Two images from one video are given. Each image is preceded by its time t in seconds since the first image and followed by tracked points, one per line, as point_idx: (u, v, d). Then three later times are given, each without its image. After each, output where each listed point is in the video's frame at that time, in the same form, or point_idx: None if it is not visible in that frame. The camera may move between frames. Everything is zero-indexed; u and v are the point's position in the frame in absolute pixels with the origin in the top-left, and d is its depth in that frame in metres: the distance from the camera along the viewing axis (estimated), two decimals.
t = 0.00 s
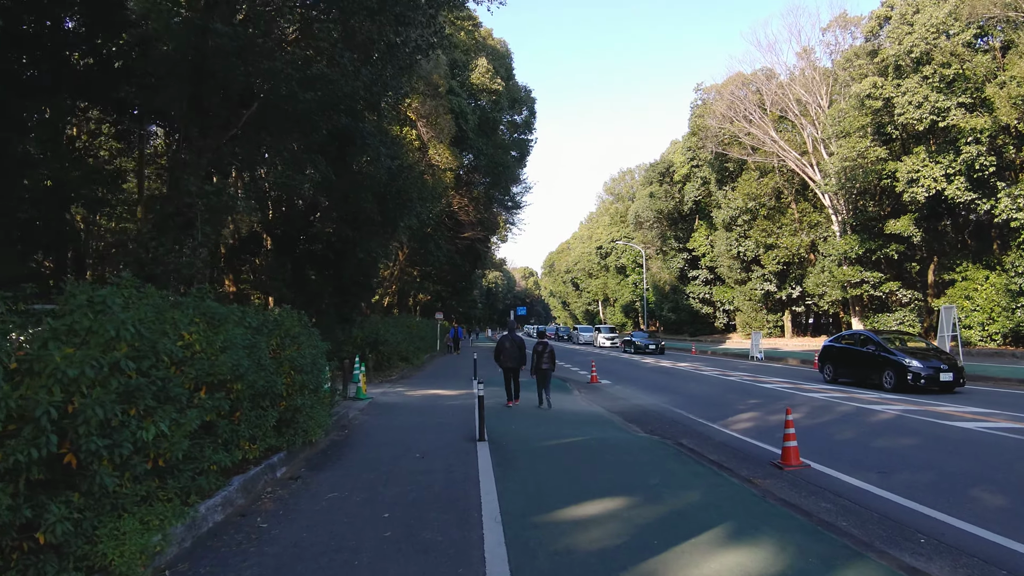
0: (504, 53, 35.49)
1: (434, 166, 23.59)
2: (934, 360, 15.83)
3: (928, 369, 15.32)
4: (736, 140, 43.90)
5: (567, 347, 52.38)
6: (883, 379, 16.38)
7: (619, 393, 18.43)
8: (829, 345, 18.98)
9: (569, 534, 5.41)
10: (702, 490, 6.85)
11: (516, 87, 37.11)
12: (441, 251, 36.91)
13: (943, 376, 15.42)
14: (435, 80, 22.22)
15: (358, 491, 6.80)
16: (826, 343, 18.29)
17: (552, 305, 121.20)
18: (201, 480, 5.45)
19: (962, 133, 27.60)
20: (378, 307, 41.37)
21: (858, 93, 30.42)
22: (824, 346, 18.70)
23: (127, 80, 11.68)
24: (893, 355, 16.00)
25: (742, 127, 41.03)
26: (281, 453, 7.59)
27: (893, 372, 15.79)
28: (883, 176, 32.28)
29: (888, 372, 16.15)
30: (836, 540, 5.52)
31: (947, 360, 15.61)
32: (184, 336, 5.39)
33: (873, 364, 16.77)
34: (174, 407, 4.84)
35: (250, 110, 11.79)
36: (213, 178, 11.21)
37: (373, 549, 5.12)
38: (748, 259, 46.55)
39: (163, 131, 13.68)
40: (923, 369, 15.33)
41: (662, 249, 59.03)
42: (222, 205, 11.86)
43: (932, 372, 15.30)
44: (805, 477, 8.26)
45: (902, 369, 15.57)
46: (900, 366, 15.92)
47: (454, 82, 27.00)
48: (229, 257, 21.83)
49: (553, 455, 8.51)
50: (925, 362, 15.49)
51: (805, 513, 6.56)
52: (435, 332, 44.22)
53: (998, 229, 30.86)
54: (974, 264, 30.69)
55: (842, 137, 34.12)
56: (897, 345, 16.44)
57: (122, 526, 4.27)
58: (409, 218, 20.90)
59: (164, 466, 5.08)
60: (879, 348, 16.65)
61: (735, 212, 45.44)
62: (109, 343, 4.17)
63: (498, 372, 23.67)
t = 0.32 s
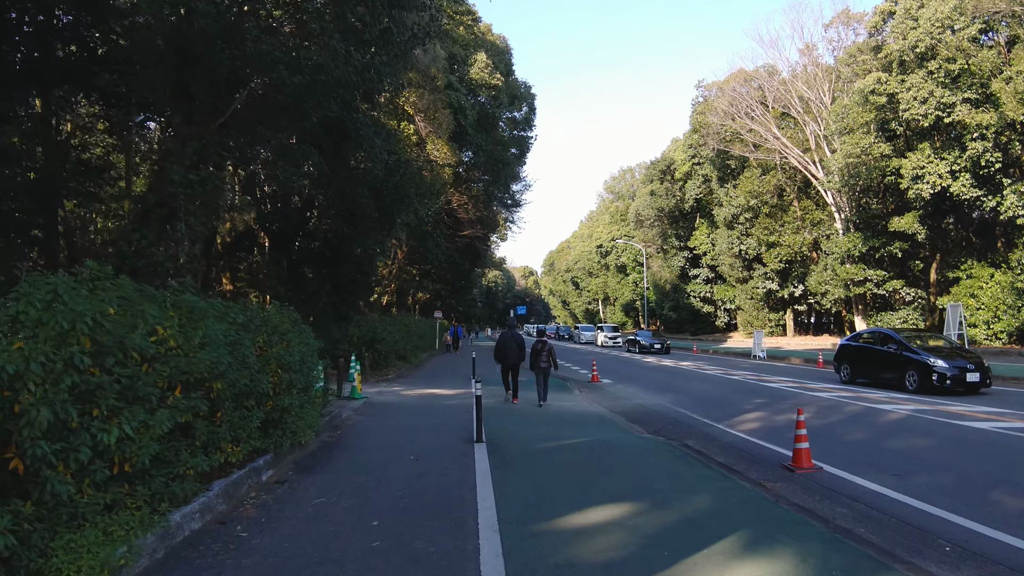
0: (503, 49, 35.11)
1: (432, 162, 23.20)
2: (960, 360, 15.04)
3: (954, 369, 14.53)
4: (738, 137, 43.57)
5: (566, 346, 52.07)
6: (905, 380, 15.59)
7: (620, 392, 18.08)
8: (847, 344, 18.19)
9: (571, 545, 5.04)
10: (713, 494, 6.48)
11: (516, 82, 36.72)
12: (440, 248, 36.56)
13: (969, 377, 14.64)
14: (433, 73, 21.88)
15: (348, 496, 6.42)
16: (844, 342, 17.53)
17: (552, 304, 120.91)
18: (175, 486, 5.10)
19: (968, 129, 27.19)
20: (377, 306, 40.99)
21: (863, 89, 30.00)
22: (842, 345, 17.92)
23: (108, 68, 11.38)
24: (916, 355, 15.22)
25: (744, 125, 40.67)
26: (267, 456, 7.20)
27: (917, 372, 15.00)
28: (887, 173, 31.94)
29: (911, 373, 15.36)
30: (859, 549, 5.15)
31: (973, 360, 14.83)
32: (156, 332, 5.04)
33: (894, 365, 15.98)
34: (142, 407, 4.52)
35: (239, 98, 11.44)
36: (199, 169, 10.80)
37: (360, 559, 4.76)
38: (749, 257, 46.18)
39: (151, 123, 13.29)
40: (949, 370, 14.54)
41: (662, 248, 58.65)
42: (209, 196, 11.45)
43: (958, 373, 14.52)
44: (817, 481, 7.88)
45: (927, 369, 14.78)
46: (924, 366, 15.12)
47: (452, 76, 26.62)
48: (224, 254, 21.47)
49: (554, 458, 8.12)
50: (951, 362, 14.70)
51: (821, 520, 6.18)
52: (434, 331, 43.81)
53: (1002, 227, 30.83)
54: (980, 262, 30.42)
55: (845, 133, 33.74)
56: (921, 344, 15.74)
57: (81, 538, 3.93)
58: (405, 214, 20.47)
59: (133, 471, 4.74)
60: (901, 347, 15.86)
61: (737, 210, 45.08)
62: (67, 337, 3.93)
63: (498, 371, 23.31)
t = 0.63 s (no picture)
0: (507, 47, 34.71)
1: (432, 159, 22.74)
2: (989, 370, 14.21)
3: (986, 379, 13.69)
4: (743, 139, 43.21)
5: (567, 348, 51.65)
6: (931, 391, 14.73)
7: (622, 396, 17.66)
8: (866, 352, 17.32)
9: (571, 569, 4.62)
10: (726, 512, 6.04)
11: (519, 81, 36.31)
12: (441, 248, 36.17)
13: (1001, 388, 13.80)
14: (435, 69, 21.41)
15: (334, 510, 5.97)
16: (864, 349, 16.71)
17: (553, 306, 120.47)
18: (140, 500, 4.71)
19: (977, 133, 26.74)
20: (376, 305, 40.57)
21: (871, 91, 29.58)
22: (861, 352, 17.07)
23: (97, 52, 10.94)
24: (944, 363, 14.38)
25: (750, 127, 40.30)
26: (250, 464, 6.76)
27: (945, 381, 14.16)
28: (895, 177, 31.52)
29: (938, 382, 14.51)
30: None
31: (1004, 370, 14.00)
32: (120, 331, 4.64)
33: (919, 374, 15.14)
34: (99, 414, 4.20)
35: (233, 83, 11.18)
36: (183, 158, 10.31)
37: None
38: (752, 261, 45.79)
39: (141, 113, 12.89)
40: (979, 379, 13.70)
41: (664, 250, 58.22)
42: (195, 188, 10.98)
43: (989, 383, 13.68)
44: (834, 497, 7.42)
45: (957, 379, 13.93)
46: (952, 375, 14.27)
47: (454, 73, 26.20)
48: (219, 251, 21.05)
49: (554, 468, 7.67)
50: (981, 372, 13.86)
51: (843, 542, 5.74)
52: (433, 332, 43.40)
53: (1010, 233, 30.47)
54: (987, 268, 30.04)
55: (852, 136, 33.31)
56: (949, 353, 14.82)
57: (25, 563, 3.58)
58: (405, 212, 19.95)
59: (95, 483, 4.36)
60: (926, 355, 15.02)
61: (741, 212, 44.67)
62: (16, 335, 3.68)
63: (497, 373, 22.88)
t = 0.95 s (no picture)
0: (506, 43, 34.34)
1: (431, 156, 22.37)
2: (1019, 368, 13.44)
3: (1017, 378, 12.93)
4: (745, 135, 42.86)
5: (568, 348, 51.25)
6: (958, 391, 13.97)
7: (625, 396, 17.28)
8: (885, 351, 16.53)
9: None
10: (740, 519, 5.65)
11: (519, 78, 35.92)
12: (441, 247, 35.78)
13: None
14: (432, 64, 20.96)
15: (320, 519, 5.58)
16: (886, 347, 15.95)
17: (554, 305, 120.11)
18: (101, 512, 4.32)
19: (984, 127, 26.28)
20: (375, 305, 40.16)
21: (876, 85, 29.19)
22: (881, 350, 16.33)
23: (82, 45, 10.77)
24: (972, 362, 13.62)
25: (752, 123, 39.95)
26: (232, 469, 6.38)
27: (973, 382, 13.41)
28: (900, 172, 31.05)
29: (965, 382, 13.75)
30: None
31: None
32: (74, 329, 4.23)
33: (944, 373, 14.37)
34: (45, 420, 3.78)
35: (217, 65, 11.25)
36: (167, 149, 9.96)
37: None
38: (755, 259, 45.39)
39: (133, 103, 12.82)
40: (1010, 379, 12.94)
41: (666, 249, 57.79)
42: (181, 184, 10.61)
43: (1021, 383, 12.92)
44: (851, 501, 7.01)
45: (986, 378, 13.18)
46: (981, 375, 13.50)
47: (452, 68, 25.83)
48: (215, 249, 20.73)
49: (555, 472, 7.29)
50: (1012, 370, 13.10)
51: (867, 552, 5.33)
52: (433, 332, 43.05)
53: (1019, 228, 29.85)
54: (995, 265, 29.64)
55: (856, 131, 32.90)
56: (975, 351, 14.07)
57: None
58: (402, 210, 19.49)
59: (49, 492, 4.00)
60: (952, 354, 14.23)
61: (743, 210, 44.27)
62: None
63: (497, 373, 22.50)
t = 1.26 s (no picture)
0: (506, 39, 33.92)
1: (429, 152, 21.96)
2: None
3: None
4: (748, 131, 42.44)
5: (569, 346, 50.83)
6: (985, 392, 13.40)
7: (627, 396, 16.86)
8: (904, 350, 15.97)
9: None
10: (756, 534, 5.23)
11: (519, 73, 35.45)
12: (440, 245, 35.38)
13: None
14: (429, 57, 20.44)
15: (301, 534, 5.16)
16: (908, 346, 15.38)
17: (555, 304, 119.68)
18: (54, 529, 3.93)
19: (992, 121, 25.83)
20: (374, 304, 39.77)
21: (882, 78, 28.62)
22: (901, 349, 15.78)
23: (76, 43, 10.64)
24: (1002, 361, 13.05)
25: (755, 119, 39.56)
26: (209, 479, 5.97)
27: (1004, 382, 12.84)
28: (906, 168, 30.49)
29: (994, 383, 13.17)
30: None
31: None
32: (17, 329, 3.84)
33: (970, 373, 13.80)
34: None
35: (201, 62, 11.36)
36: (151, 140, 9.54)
37: None
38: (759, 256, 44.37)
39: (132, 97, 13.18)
40: None
41: (668, 247, 57.30)
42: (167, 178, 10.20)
43: None
44: (872, 511, 6.58)
45: (1017, 379, 12.61)
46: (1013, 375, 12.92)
47: (451, 62, 25.43)
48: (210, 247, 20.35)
49: (555, 479, 6.88)
50: None
51: (895, 570, 4.91)
52: (433, 331, 42.65)
53: None
54: (1003, 261, 29.19)
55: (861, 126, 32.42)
56: (1004, 350, 13.50)
57: None
58: (399, 206, 19.04)
59: None
60: (980, 353, 13.66)
61: (746, 207, 43.28)
62: None
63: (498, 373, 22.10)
